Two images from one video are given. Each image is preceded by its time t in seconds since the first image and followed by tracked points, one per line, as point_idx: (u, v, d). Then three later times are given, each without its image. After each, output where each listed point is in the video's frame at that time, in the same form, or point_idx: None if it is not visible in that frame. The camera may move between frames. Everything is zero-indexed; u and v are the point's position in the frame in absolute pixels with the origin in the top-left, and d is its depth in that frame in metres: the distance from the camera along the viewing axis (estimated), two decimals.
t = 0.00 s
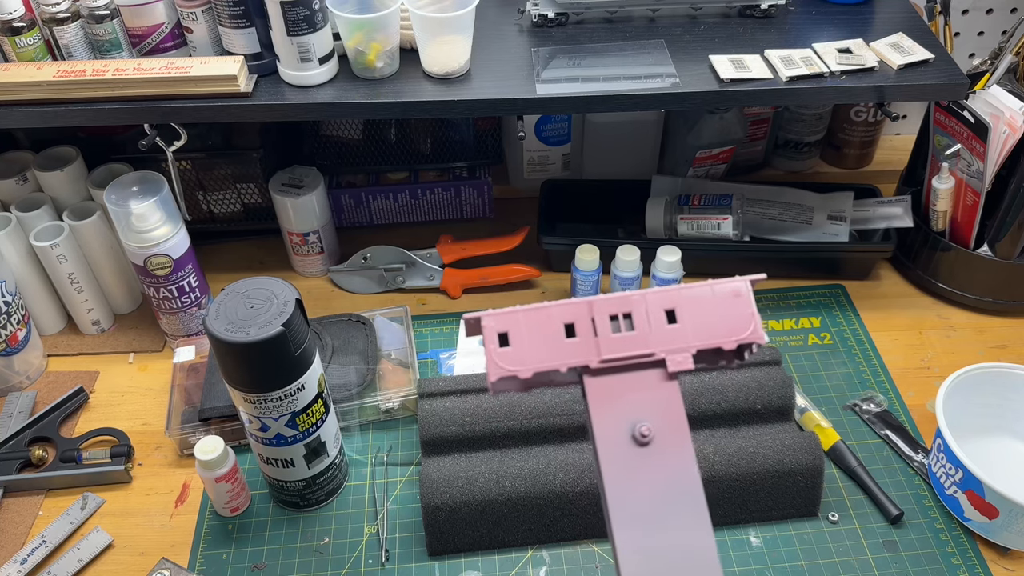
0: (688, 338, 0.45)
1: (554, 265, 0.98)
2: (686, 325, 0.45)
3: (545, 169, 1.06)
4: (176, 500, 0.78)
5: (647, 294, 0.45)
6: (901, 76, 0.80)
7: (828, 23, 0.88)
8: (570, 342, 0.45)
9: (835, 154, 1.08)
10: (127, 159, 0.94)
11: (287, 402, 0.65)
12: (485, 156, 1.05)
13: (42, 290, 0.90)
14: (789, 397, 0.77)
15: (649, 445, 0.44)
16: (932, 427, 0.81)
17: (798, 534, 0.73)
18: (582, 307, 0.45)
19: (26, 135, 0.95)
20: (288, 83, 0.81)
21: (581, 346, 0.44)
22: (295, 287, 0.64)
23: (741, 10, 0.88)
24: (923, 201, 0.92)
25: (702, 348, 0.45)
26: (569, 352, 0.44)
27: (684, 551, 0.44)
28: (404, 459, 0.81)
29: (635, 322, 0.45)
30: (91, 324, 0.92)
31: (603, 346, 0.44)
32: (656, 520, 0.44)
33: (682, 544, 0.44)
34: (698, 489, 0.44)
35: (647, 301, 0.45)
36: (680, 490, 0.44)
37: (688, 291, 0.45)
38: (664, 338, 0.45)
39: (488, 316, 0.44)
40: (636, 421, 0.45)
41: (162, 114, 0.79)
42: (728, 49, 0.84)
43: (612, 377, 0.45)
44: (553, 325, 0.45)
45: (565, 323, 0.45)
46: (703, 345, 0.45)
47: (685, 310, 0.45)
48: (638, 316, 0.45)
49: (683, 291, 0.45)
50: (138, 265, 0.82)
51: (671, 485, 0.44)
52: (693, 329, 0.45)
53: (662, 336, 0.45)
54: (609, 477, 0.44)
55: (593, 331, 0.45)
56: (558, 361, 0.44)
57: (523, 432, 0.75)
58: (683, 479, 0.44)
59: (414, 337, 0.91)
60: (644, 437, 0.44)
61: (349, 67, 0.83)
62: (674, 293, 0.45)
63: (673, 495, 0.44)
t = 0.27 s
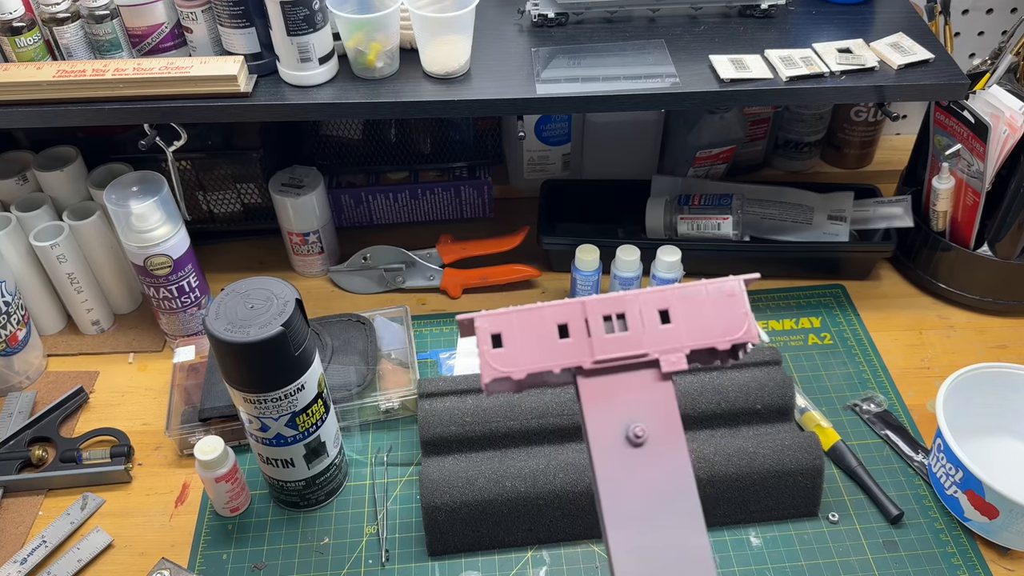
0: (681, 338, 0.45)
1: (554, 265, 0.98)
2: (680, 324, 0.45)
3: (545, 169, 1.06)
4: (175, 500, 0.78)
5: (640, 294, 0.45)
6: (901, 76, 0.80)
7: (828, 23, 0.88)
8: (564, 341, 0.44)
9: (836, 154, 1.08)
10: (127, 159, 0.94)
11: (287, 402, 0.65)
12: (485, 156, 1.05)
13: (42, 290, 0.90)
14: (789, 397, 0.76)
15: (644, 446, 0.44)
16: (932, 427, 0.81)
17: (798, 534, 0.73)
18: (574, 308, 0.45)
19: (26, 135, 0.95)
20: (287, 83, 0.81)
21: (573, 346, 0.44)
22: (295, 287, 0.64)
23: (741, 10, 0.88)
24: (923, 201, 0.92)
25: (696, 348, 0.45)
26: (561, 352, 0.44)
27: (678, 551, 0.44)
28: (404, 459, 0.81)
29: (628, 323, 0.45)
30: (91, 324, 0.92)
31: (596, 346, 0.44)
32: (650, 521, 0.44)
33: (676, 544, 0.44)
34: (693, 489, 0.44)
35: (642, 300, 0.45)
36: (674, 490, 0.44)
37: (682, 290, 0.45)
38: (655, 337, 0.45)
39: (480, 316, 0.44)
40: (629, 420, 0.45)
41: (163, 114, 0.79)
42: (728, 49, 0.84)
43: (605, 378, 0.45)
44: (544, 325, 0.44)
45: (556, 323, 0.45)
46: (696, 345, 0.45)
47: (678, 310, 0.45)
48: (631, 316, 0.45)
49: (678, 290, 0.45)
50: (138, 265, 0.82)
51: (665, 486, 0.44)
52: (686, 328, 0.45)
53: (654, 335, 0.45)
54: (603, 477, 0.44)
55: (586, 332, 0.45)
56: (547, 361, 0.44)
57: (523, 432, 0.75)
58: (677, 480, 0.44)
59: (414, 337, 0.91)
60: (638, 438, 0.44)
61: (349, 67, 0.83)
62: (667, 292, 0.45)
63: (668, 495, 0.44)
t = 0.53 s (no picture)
0: (646, 325, 0.40)
1: (554, 265, 0.98)
2: (644, 305, 0.40)
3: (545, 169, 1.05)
4: (176, 500, 0.78)
5: (592, 284, 0.40)
6: (901, 76, 0.80)
7: (828, 23, 0.88)
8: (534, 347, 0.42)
9: (836, 154, 1.08)
10: (127, 159, 0.94)
11: (287, 402, 0.65)
12: (485, 156, 1.05)
13: (42, 290, 0.90)
14: (790, 397, 0.76)
15: (628, 444, 0.42)
16: (932, 427, 0.81)
17: (798, 534, 0.73)
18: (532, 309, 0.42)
19: (26, 134, 0.95)
20: (287, 83, 0.81)
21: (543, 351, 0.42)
22: (295, 287, 0.64)
23: (741, 10, 0.88)
24: (923, 201, 0.92)
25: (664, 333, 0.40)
26: (536, 358, 0.42)
27: (674, 549, 0.42)
28: (404, 459, 0.81)
29: (591, 316, 0.41)
30: (90, 324, 0.92)
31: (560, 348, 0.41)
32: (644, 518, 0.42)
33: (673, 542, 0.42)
34: (682, 488, 0.41)
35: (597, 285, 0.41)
36: (663, 489, 0.41)
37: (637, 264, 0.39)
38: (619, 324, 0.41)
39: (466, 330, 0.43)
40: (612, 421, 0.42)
41: (163, 114, 0.79)
42: (728, 49, 0.84)
43: (586, 375, 0.42)
44: (509, 334, 0.42)
45: (523, 330, 0.42)
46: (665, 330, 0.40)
47: (637, 293, 0.40)
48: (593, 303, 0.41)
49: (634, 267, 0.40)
50: (138, 265, 0.82)
51: (655, 484, 0.42)
52: (650, 309, 0.40)
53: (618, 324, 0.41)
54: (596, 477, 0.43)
55: (551, 332, 0.42)
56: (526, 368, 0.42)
57: (523, 432, 0.75)
58: (665, 478, 0.41)
59: (414, 337, 0.91)
60: (617, 438, 0.42)
61: (348, 67, 0.83)
62: (624, 273, 0.40)
63: (659, 494, 0.42)
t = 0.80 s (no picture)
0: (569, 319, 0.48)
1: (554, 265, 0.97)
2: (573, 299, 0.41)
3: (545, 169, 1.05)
4: (175, 500, 0.77)
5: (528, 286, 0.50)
6: (902, 76, 0.80)
7: (828, 23, 0.87)
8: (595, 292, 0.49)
9: (836, 154, 1.08)
10: (126, 159, 0.94)
11: (287, 402, 0.65)
12: (485, 156, 1.05)
13: (42, 290, 0.90)
14: (790, 397, 0.76)
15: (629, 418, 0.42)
16: (933, 427, 0.81)
17: (798, 534, 0.73)
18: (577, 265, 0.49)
19: (25, 134, 0.95)
20: (287, 83, 0.80)
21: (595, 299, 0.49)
22: (294, 287, 0.64)
23: (740, 9, 0.88)
24: (923, 201, 0.92)
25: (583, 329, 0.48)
26: (599, 302, 0.48)
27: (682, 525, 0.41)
28: (404, 459, 0.80)
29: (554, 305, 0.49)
30: (90, 324, 0.92)
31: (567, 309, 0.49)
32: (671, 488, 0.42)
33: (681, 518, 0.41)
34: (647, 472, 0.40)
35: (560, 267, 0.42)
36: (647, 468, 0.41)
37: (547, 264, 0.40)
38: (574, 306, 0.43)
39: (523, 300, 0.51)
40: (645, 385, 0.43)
41: (162, 114, 0.79)
42: (728, 49, 0.84)
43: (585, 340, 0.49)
44: (599, 272, 0.49)
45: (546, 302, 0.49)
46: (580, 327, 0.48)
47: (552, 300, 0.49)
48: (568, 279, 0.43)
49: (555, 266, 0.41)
50: (137, 265, 0.82)
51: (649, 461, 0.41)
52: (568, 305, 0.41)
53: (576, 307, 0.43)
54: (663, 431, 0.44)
55: (550, 310, 0.49)
56: (580, 314, 0.48)
57: (523, 432, 0.75)
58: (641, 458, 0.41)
59: (414, 337, 0.91)
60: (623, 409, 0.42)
61: (348, 67, 0.83)
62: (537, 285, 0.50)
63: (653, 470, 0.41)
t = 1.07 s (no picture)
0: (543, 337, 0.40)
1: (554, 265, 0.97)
2: (511, 335, 0.40)
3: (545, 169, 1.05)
4: (175, 500, 0.77)
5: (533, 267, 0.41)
6: (902, 75, 0.79)
7: (829, 23, 0.87)
8: (624, 272, 0.41)
9: (836, 153, 1.08)
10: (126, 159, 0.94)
11: (287, 403, 0.65)
12: (485, 156, 1.05)
13: (41, 290, 0.90)
14: (790, 397, 0.76)
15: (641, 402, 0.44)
16: (933, 427, 0.81)
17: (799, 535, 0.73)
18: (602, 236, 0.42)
19: (25, 134, 0.95)
20: (287, 83, 0.80)
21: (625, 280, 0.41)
22: (294, 287, 0.64)
23: (741, 9, 0.88)
24: (924, 201, 0.91)
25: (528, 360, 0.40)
26: (604, 296, 0.41)
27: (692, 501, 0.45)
28: (404, 459, 0.80)
29: (555, 298, 0.41)
30: (89, 324, 0.92)
31: (587, 301, 0.41)
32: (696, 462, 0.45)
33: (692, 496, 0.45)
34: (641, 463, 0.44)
35: (514, 288, 0.40)
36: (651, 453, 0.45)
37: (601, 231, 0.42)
38: (547, 323, 0.40)
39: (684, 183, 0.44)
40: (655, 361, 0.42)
41: (162, 114, 0.78)
42: (728, 49, 0.84)
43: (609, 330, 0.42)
44: (606, 262, 0.41)
45: (580, 268, 0.41)
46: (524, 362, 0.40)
47: (520, 315, 0.40)
48: (536, 292, 0.40)
49: (484, 303, 0.39)
50: (136, 265, 0.81)
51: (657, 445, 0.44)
52: (506, 343, 0.40)
53: (549, 322, 0.40)
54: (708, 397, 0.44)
55: (565, 295, 0.41)
56: (639, 274, 0.42)
57: (524, 432, 0.75)
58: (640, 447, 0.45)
59: (414, 337, 0.91)
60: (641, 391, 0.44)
61: (348, 66, 0.82)
62: (506, 295, 0.40)
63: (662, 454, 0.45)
